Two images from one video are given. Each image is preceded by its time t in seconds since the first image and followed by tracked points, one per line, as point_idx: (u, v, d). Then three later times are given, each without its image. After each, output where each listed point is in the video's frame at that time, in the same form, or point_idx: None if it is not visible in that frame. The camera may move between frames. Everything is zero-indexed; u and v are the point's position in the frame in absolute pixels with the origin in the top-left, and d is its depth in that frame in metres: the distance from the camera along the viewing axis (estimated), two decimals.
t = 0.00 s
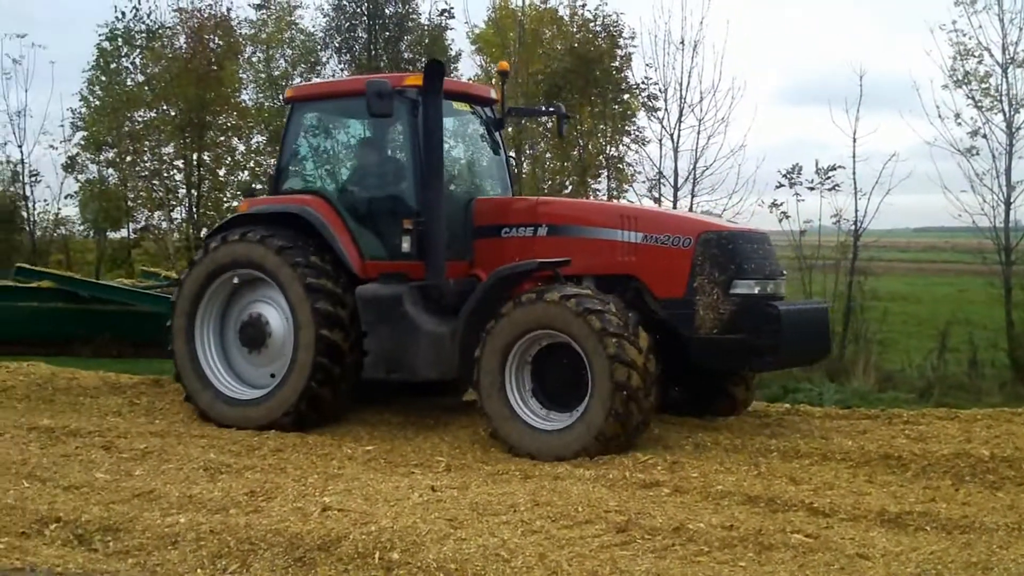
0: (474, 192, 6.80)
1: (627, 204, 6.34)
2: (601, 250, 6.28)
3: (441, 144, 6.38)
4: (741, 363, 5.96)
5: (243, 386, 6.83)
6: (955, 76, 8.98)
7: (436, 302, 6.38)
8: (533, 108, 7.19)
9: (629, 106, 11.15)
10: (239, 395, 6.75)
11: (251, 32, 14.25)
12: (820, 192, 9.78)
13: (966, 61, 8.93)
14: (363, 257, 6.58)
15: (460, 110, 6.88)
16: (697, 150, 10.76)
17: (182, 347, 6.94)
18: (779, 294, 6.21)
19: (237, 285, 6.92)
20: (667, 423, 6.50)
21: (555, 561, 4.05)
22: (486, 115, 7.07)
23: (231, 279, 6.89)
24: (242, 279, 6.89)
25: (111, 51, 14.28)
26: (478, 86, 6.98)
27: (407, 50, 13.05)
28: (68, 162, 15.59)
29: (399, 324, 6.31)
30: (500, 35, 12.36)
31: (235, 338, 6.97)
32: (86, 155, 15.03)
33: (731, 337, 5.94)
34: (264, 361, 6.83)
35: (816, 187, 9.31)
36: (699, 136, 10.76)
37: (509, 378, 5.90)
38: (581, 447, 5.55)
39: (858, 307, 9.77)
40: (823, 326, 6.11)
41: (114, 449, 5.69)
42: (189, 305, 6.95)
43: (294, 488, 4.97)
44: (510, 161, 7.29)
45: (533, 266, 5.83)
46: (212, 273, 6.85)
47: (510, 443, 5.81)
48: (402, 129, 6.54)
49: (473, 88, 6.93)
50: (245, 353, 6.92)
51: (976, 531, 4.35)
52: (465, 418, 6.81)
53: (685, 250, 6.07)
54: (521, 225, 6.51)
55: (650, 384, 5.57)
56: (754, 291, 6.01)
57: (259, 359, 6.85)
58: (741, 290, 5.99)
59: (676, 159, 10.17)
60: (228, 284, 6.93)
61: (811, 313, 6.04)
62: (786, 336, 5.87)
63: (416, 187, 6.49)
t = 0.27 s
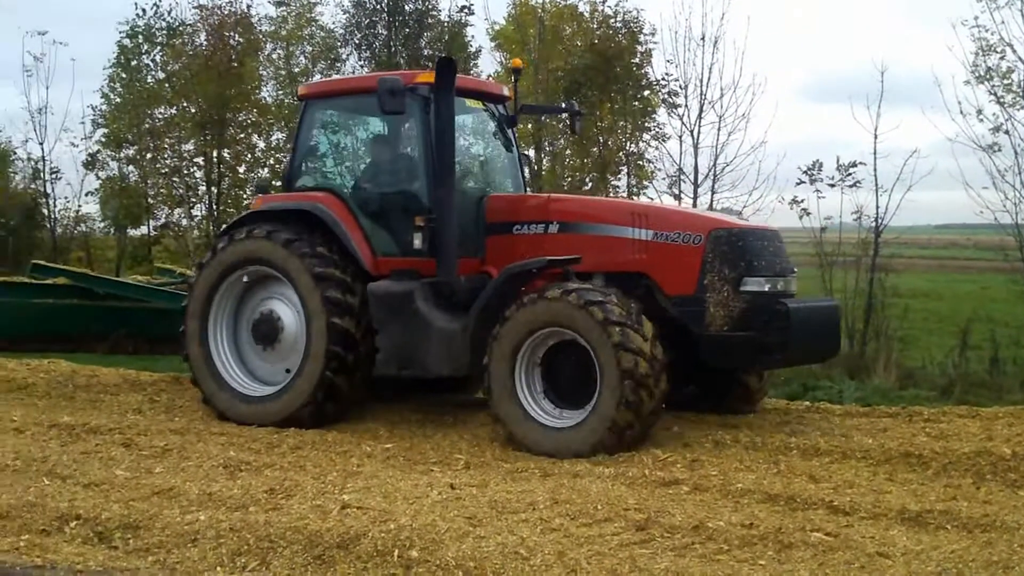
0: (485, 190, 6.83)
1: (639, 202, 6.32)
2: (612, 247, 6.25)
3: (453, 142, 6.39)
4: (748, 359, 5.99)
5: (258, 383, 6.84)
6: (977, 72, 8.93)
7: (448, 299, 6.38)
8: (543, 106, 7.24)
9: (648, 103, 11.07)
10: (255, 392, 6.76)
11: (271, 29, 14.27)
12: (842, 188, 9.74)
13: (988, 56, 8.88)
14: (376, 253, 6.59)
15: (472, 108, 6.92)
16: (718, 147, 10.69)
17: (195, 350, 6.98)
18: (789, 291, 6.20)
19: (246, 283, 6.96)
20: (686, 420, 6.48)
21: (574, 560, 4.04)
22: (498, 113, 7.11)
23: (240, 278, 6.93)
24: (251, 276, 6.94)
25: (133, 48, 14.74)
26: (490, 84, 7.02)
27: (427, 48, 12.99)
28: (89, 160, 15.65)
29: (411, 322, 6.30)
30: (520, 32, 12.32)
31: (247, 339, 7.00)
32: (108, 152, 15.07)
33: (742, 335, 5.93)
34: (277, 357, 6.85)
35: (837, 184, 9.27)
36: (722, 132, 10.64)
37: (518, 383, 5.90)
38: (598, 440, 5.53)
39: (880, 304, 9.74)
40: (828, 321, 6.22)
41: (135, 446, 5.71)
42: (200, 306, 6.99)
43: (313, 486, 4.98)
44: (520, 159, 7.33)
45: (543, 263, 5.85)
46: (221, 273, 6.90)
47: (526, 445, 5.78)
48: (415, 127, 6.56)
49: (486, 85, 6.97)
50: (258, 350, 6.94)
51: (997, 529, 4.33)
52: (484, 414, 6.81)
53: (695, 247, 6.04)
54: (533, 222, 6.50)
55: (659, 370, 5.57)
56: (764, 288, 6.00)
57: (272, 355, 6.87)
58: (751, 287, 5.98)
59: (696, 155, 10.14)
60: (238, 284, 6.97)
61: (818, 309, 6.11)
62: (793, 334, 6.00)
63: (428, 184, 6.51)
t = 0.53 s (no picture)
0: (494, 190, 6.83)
1: (647, 202, 6.32)
2: (619, 248, 6.27)
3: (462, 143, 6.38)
4: (753, 359, 6.01)
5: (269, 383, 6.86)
6: (993, 72, 8.90)
7: (455, 299, 6.39)
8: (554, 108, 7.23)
9: (664, 103, 10.97)
10: (268, 393, 6.76)
11: (285, 30, 14.29)
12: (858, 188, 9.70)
13: (1005, 56, 8.85)
14: (384, 255, 6.60)
15: (480, 109, 6.92)
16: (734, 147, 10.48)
17: (207, 356, 6.99)
18: (796, 291, 6.19)
19: (253, 287, 7.00)
20: (701, 419, 6.47)
21: (591, 559, 4.04)
22: (507, 114, 7.11)
23: (247, 282, 6.97)
24: (258, 279, 6.97)
25: (148, 50, 14.84)
26: (500, 85, 7.03)
27: (442, 49, 13.00)
28: (105, 161, 15.69)
29: (420, 322, 6.31)
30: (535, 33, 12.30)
31: (258, 343, 7.01)
32: (123, 154, 15.11)
33: (748, 334, 5.96)
34: (288, 356, 6.85)
35: (854, 184, 9.24)
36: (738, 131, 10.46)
37: (526, 386, 5.92)
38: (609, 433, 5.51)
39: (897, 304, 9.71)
40: (836, 321, 6.18)
41: (152, 446, 5.72)
42: (210, 314, 7.02)
43: (330, 486, 4.98)
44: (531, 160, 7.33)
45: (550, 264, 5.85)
46: (228, 277, 6.94)
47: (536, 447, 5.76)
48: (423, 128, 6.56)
49: (495, 87, 6.97)
50: (269, 350, 6.96)
51: (1017, 529, 4.32)
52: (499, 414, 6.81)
53: (702, 248, 6.07)
54: (540, 223, 6.51)
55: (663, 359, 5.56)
56: (771, 288, 6.01)
57: (282, 355, 6.89)
58: (758, 287, 5.99)
59: (711, 155, 10.13)
60: (246, 288, 7.01)
61: (825, 310, 6.11)
62: (801, 333, 5.95)
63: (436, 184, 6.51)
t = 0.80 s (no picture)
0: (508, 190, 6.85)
1: (660, 201, 6.31)
2: (632, 247, 6.26)
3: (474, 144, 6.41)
4: (764, 357, 6.02)
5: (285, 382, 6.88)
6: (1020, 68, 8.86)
7: (467, 297, 6.43)
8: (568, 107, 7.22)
9: (689, 101, 10.98)
10: (287, 392, 6.78)
11: (309, 30, 14.31)
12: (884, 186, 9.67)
13: None
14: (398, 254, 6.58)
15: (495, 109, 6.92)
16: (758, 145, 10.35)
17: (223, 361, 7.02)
18: (806, 290, 6.20)
19: (264, 290, 7.05)
20: (726, 418, 6.46)
21: (617, 558, 4.03)
22: (520, 114, 7.10)
23: (258, 285, 7.02)
24: (269, 282, 7.02)
25: (173, 51, 14.95)
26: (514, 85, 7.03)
27: (466, 48, 12.99)
28: (130, 162, 15.76)
29: (432, 320, 6.33)
30: (559, 31, 12.28)
31: (274, 345, 7.04)
32: (148, 154, 15.16)
33: (758, 333, 5.96)
34: (303, 354, 6.87)
35: (879, 181, 9.20)
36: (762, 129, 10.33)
37: (540, 392, 5.92)
38: (626, 423, 5.49)
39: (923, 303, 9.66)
40: (847, 321, 6.21)
41: (177, 445, 5.73)
42: (223, 319, 7.06)
43: (355, 484, 4.98)
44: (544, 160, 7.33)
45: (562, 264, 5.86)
46: (239, 281, 6.99)
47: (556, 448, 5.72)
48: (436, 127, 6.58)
49: (509, 87, 6.97)
50: (284, 350, 6.99)
51: None
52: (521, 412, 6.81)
53: (713, 246, 6.07)
54: (553, 222, 6.50)
55: (669, 344, 5.58)
56: (782, 287, 6.01)
57: (297, 355, 6.91)
58: (769, 286, 5.99)
59: (736, 154, 10.11)
60: (257, 292, 7.06)
61: (835, 309, 6.13)
62: (811, 331, 5.97)
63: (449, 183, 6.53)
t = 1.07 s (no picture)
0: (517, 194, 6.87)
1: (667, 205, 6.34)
2: (639, 250, 6.29)
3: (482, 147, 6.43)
4: (772, 361, 5.99)
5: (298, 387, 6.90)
6: None
7: (476, 302, 6.41)
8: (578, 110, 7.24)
9: (705, 104, 10.98)
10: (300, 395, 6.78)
11: (326, 33, 14.33)
12: (900, 189, 9.64)
13: None
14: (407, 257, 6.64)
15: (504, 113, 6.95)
16: (774, 148, 10.57)
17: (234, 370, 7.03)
18: (814, 294, 6.17)
19: (272, 298, 7.08)
20: (744, 422, 6.44)
21: (635, 563, 4.02)
22: (530, 118, 7.12)
23: (265, 292, 7.05)
24: (275, 288, 7.05)
25: (189, 54, 15.03)
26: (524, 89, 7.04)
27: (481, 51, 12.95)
28: (147, 165, 15.80)
29: (441, 323, 6.35)
30: (574, 35, 12.27)
31: (285, 351, 7.06)
32: (165, 158, 15.20)
33: (766, 336, 5.93)
34: (314, 356, 6.89)
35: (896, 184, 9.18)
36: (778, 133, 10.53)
37: (550, 401, 5.91)
38: (637, 418, 5.48)
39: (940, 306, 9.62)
40: (858, 325, 6.16)
41: (195, 450, 5.74)
42: (232, 328, 7.08)
43: (373, 489, 4.98)
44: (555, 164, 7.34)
45: (569, 267, 5.90)
46: (246, 289, 7.02)
47: (571, 453, 5.70)
48: (446, 131, 6.62)
49: (519, 91, 6.99)
50: (295, 355, 7.01)
51: None
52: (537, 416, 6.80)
53: (720, 249, 6.05)
54: (562, 225, 6.55)
55: (672, 338, 5.59)
56: (790, 290, 5.98)
57: (309, 358, 6.93)
58: (777, 289, 5.95)
59: (752, 157, 10.09)
60: (265, 300, 7.08)
61: (844, 313, 6.08)
62: (819, 335, 5.91)
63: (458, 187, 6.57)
